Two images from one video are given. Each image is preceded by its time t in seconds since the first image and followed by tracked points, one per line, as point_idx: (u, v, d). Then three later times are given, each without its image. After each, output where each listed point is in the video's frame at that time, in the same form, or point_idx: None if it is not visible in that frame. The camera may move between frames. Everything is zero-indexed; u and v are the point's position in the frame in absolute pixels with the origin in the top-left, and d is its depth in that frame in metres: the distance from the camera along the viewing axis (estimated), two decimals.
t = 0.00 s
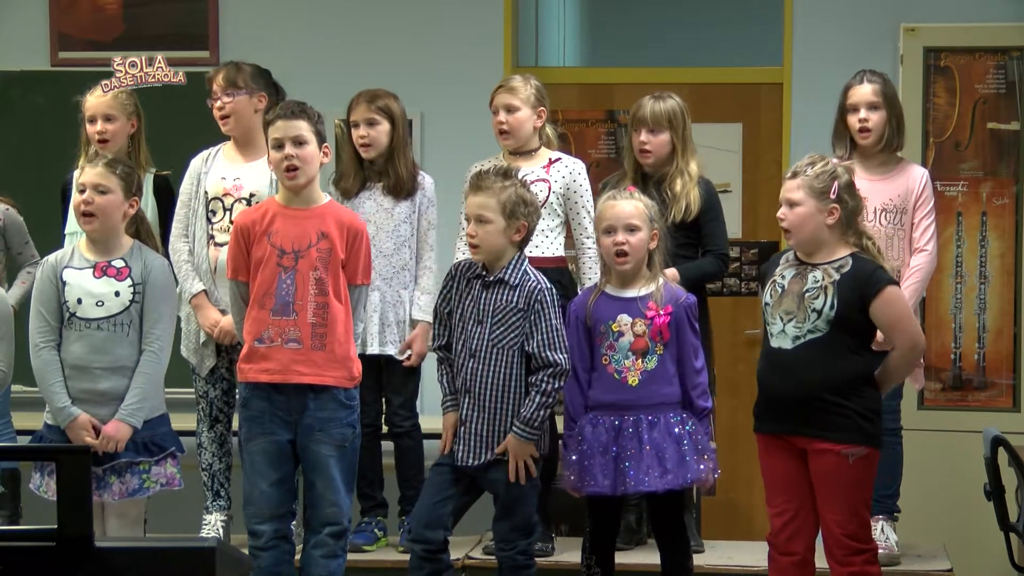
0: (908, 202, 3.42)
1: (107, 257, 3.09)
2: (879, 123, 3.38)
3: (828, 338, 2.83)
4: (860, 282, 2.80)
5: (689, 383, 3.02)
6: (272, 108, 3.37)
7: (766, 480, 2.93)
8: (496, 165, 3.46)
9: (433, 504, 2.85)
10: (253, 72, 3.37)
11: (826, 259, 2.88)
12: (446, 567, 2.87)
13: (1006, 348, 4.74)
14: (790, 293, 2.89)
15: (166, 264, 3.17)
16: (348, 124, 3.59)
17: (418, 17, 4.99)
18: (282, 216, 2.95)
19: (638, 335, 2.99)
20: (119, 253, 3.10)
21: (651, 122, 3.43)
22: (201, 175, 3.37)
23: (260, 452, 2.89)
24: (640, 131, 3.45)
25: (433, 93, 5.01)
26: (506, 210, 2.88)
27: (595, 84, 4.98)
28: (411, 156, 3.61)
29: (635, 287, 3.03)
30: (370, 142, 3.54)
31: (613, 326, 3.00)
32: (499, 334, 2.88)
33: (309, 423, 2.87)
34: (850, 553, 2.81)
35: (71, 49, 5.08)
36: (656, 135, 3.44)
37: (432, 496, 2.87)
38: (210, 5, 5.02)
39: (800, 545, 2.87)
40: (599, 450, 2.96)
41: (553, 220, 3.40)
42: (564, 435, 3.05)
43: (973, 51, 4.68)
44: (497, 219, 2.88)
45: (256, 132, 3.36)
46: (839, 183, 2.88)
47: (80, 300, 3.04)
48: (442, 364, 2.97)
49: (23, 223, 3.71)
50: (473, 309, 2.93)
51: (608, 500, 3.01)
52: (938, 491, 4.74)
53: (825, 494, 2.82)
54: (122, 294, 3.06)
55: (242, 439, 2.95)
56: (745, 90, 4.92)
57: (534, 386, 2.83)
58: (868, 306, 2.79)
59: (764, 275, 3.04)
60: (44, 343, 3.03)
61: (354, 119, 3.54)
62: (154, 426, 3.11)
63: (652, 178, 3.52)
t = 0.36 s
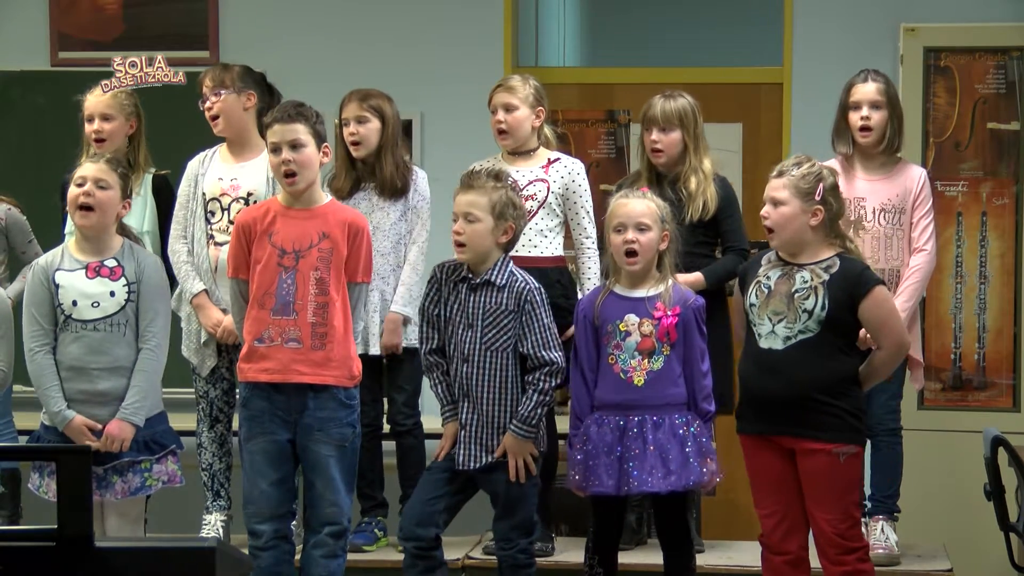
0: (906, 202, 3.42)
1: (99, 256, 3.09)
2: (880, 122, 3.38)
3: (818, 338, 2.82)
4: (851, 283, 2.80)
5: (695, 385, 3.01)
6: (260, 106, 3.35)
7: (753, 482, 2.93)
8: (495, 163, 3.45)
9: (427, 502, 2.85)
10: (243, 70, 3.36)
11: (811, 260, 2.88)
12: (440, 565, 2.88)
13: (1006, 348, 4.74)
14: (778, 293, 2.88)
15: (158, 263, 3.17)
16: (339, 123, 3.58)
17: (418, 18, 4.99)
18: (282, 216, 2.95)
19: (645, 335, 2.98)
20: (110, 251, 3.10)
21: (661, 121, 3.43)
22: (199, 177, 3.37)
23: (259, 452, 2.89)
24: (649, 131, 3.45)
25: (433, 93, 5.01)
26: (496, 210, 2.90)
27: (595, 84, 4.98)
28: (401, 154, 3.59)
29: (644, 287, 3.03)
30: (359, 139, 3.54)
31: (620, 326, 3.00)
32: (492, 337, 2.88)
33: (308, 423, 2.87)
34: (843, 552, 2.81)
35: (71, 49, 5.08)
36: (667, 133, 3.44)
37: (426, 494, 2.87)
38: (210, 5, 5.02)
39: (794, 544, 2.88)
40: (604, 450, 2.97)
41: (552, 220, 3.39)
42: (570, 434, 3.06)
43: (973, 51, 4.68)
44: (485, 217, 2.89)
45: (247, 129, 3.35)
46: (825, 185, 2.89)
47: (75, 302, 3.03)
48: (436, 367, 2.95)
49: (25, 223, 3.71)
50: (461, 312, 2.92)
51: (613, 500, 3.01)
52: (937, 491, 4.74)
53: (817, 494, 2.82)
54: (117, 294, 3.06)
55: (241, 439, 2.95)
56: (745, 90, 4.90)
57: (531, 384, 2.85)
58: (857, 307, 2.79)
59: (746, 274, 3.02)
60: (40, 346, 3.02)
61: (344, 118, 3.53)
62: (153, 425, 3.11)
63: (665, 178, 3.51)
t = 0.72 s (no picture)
0: (905, 201, 3.42)
1: (93, 256, 3.08)
2: (879, 122, 3.38)
3: (816, 338, 2.83)
4: (847, 279, 2.81)
5: (700, 386, 3.00)
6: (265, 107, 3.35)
7: (750, 481, 2.93)
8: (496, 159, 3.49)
9: (425, 502, 2.85)
10: (246, 71, 3.35)
11: (803, 259, 2.89)
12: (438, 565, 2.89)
13: (1006, 348, 4.74)
14: (774, 294, 2.88)
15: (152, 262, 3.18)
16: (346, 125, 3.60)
17: (418, 17, 4.99)
18: (282, 216, 2.96)
19: (650, 335, 2.99)
20: (104, 251, 3.10)
21: (665, 121, 3.44)
22: (206, 176, 3.38)
23: (259, 452, 2.89)
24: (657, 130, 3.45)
25: (432, 93, 5.01)
26: (473, 213, 2.89)
27: (595, 84, 4.97)
28: (408, 153, 3.60)
29: (650, 288, 3.03)
30: (364, 142, 3.54)
31: (625, 326, 3.01)
32: (476, 340, 2.88)
33: (307, 422, 2.87)
34: (842, 551, 2.81)
35: (71, 49, 5.09)
36: (672, 133, 3.44)
37: (423, 494, 2.87)
38: (210, 5, 5.02)
39: (792, 544, 2.89)
40: (608, 450, 2.98)
41: (552, 220, 3.39)
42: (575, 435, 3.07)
43: (973, 51, 4.69)
44: (462, 221, 2.88)
45: (255, 132, 3.36)
46: (814, 184, 2.89)
47: (74, 302, 3.03)
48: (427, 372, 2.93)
49: (27, 223, 3.71)
50: (445, 317, 2.91)
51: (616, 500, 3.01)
52: (937, 491, 4.74)
53: (814, 494, 2.82)
54: (115, 292, 3.07)
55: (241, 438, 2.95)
56: (746, 90, 4.90)
57: (516, 387, 2.84)
58: (854, 305, 2.81)
59: (735, 277, 3.01)
60: (38, 346, 3.02)
61: (348, 119, 3.54)
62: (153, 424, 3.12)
63: (671, 179, 3.51)
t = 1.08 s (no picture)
0: (905, 201, 3.42)
1: (92, 256, 3.07)
2: (880, 123, 3.39)
3: (827, 338, 2.83)
4: (854, 278, 2.82)
5: (698, 386, 3.00)
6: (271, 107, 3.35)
7: (755, 482, 2.93)
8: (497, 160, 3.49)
9: (423, 502, 2.86)
10: (252, 70, 3.34)
11: (810, 259, 2.89)
12: (437, 565, 2.90)
13: (1006, 348, 4.74)
14: (782, 294, 2.87)
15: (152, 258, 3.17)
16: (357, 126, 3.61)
17: (418, 17, 4.99)
18: (281, 217, 2.95)
19: (647, 336, 2.99)
20: (104, 251, 3.09)
21: (660, 120, 3.44)
22: (212, 176, 3.38)
23: (260, 452, 2.90)
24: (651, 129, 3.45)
25: (433, 93, 5.01)
26: (461, 215, 2.86)
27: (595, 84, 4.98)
28: (419, 152, 3.62)
29: (649, 288, 3.04)
30: (376, 143, 3.55)
31: (623, 327, 3.01)
32: (470, 344, 2.88)
33: (308, 422, 2.88)
34: (846, 551, 2.81)
35: (71, 50, 5.09)
36: (667, 131, 3.44)
37: (421, 494, 2.88)
38: (209, 5, 5.02)
39: (795, 545, 2.89)
40: (604, 450, 2.98)
41: (555, 220, 3.40)
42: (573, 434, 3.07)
43: (973, 51, 4.69)
44: (452, 223, 2.85)
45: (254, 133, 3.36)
46: (818, 183, 2.89)
47: (71, 302, 3.03)
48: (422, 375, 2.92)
49: (27, 223, 3.71)
50: (436, 322, 2.90)
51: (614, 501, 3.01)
52: (938, 492, 4.74)
53: (820, 493, 2.83)
54: (114, 292, 3.06)
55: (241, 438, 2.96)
56: (747, 90, 4.90)
57: (511, 389, 2.84)
58: (861, 304, 2.82)
59: (740, 277, 3.00)
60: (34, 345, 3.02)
61: (361, 120, 3.56)
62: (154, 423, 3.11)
63: (666, 178, 3.52)
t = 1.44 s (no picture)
0: (905, 201, 3.42)
1: (99, 255, 3.07)
2: (882, 124, 3.39)
3: (841, 338, 2.83)
4: (868, 277, 2.83)
5: (689, 387, 3.00)
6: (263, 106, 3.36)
7: (766, 481, 2.92)
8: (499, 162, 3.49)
9: (419, 502, 2.87)
10: (245, 69, 3.35)
11: (823, 258, 2.89)
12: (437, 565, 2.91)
13: (1006, 348, 4.74)
14: (796, 295, 2.88)
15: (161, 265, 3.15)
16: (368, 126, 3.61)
17: (418, 17, 4.99)
18: (280, 218, 2.95)
19: (639, 337, 2.99)
20: (111, 252, 3.08)
21: (648, 120, 3.44)
22: (207, 176, 3.37)
23: (260, 452, 2.90)
24: (639, 129, 3.45)
25: (433, 93, 5.01)
26: (467, 210, 2.88)
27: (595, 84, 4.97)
28: (428, 153, 3.61)
29: (641, 288, 3.04)
30: (386, 144, 3.56)
31: (615, 327, 3.02)
32: (472, 341, 2.88)
33: (307, 422, 2.88)
34: (856, 551, 2.82)
35: (71, 49, 5.08)
36: (654, 132, 3.44)
37: (417, 495, 2.89)
38: (209, 5, 5.01)
39: (803, 546, 2.88)
40: (594, 450, 2.98)
41: (556, 221, 3.40)
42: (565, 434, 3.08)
43: (973, 51, 4.69)
44: (457, 218, 2.87)
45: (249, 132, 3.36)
46: (829, 182, 2.90)
47: (71, 300, 3.03)
48: (421, 372, 2.93)
49: (24, 222, 3.71)
50: (440, 318, 2.92)
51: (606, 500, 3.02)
52: (939, 492, 4.74)
53: (833, 493, 2.83)
54: (114, 294, 3.04)
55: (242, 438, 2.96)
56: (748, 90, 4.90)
57: (508, 389, 2.84)
58: (876, 302, 2.82)
59: (754, 277, 3.00)
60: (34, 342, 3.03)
61: (372, 121, 3.56)
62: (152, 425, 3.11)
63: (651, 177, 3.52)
